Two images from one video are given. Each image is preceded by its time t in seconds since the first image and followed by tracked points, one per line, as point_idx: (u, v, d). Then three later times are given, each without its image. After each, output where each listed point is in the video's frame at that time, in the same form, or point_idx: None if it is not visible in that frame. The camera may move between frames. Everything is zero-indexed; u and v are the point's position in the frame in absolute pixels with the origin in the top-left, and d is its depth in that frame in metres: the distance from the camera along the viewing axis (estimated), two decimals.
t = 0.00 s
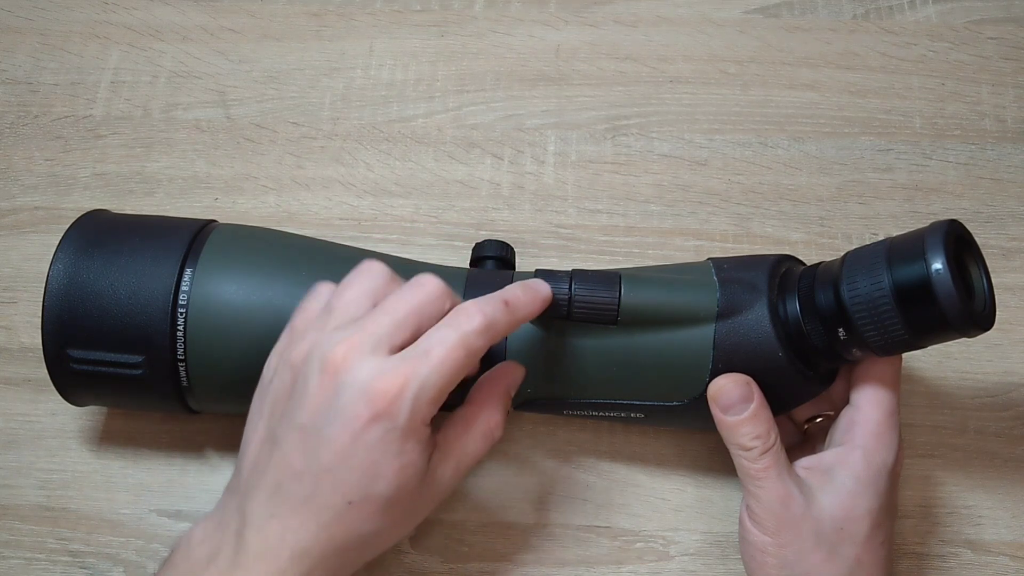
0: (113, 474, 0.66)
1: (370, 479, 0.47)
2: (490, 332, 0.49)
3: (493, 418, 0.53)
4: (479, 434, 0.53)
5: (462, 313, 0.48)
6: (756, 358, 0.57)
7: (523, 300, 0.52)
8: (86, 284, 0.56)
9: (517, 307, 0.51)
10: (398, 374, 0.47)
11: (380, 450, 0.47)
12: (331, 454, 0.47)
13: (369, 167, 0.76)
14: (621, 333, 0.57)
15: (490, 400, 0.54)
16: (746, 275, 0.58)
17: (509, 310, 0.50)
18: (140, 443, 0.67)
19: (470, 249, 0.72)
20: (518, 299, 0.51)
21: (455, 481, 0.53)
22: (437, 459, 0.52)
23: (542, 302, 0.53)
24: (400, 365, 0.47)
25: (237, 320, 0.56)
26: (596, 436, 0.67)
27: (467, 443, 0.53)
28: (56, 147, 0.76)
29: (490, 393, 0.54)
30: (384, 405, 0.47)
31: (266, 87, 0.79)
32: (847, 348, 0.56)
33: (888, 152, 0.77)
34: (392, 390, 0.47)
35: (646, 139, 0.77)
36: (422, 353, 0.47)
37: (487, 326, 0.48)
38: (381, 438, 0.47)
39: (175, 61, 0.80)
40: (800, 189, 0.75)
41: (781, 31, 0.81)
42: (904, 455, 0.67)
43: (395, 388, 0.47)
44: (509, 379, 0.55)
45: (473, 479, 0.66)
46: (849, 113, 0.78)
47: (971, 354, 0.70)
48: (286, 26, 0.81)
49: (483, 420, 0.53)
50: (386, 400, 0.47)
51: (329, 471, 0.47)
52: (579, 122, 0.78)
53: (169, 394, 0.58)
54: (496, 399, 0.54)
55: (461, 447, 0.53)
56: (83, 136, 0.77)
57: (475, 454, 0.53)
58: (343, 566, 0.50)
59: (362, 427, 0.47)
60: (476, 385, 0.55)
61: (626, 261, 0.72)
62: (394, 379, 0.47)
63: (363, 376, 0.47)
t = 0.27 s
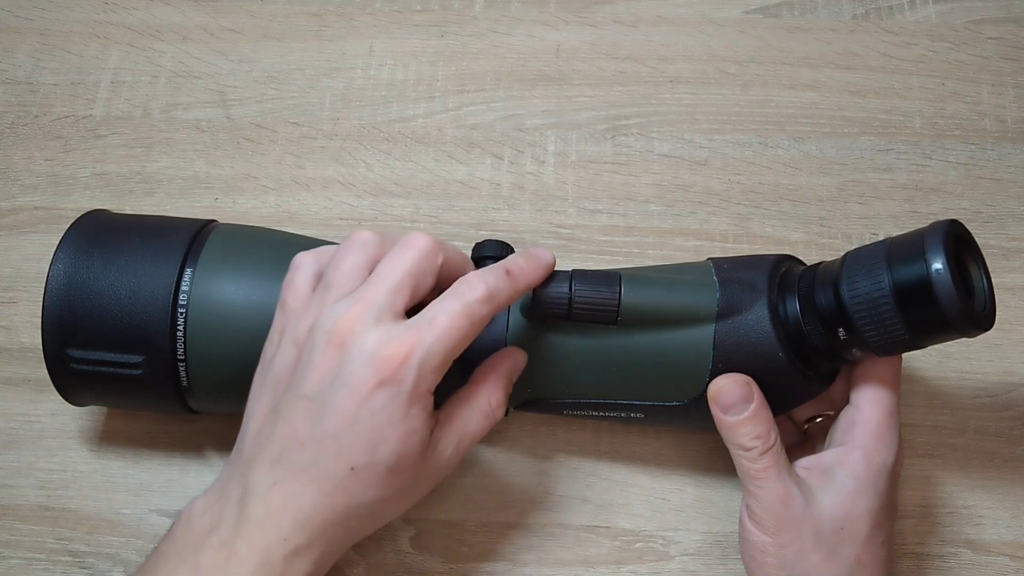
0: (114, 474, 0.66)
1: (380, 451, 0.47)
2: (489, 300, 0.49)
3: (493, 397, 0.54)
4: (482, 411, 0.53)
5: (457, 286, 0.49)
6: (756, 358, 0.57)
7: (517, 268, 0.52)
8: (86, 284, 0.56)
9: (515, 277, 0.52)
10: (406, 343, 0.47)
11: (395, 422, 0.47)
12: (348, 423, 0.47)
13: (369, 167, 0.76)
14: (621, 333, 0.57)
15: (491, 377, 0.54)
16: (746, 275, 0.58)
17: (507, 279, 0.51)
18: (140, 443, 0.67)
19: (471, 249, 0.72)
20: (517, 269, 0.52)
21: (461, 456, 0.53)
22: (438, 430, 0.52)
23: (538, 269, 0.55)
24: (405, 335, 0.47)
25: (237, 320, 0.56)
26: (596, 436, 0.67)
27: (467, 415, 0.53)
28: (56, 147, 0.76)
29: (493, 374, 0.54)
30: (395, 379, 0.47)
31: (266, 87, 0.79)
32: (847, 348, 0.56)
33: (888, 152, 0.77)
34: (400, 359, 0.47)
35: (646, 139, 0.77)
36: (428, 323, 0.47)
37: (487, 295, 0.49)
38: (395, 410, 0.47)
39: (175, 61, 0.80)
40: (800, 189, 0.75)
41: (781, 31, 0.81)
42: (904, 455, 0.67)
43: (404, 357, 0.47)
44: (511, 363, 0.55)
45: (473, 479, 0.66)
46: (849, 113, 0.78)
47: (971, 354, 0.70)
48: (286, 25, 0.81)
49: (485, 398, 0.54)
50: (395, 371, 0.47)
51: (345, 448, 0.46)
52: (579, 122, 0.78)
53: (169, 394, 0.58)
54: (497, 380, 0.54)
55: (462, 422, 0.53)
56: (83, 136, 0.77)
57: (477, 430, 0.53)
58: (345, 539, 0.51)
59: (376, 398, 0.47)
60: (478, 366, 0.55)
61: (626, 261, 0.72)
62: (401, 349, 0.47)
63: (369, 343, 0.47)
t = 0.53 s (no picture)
0: (114, 474, 0.66)
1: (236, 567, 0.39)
2: (208, 426, 0.37)
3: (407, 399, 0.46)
4: (370, 503, 0.41)
5: (198, 387, 0.38)
6: (756, 358, 0.57)
7: (258, 350, 0.37)
8: (86, 284, 0.56)
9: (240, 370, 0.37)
10: (191, 455, 0.37)
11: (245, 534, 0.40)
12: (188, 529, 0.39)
13: (369, 167, 0.76)
14: (621, 333, 0.57)
15: (370, 460, 0.41)
16: (746, 275, 0.58)
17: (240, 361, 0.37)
18: (140, 443, 0.67)
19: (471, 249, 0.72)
20: (245, 347, 0.37)
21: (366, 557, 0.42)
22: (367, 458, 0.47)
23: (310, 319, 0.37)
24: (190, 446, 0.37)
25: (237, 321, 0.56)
26: (596, 436, 0.67)
27: (348, 509, 0.42)
28: (56, 147, 0.76)
29: (377, 455, 0.41)
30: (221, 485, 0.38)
31: (266, 87, 0.79)
32: (847, 348, 0.56)
33: (888, 152, 0.77)
34: (209, 468, 0.38)
35: (646, 139, 0.77)
36: (200, 432, 0.37)
37: (267, 338, 0.37)
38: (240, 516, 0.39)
39: (175, 61, 0.80)
40: (800, 189, 0.75)
41: (781, 31, 0.81)
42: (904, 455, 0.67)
43: (214, 464, 0.38)
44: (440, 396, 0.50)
45: (473, 479, 0.66)
46: (849, 113, 0.78)
47: (971, 354, 0.70)
48: (286, 26, 0.82)
49: (370, 486, 0.41)
50: (217, 480, 0.38)
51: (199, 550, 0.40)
52: (579, 122, 0.78)
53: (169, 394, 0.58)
54: (382, 458, 0.41)
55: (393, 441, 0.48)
56: (83, 136, 0.77)
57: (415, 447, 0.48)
58: None
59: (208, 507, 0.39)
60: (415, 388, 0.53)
61: (626, 261, 0.72)
62: (194, 464, 0.38)
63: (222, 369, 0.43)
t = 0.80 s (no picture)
0: (114, 474, 0.66)
1: None
2: (166, 544, 0.34)
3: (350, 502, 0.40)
4: None
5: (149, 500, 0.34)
6: (756, 359, 0.57)
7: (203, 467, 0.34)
8: (86, 284, 0.56)
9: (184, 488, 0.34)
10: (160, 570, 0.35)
11: None
12: None
13: (369, 167, 0.76)
14: (621, 333, 0.57)
15: (334, 551, 0.38)
16: (746, 275, 0.58)
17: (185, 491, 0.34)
18: (140, 443, 0.67)
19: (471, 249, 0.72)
20: (183, 466, 0.34)
21: None
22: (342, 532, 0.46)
23: (245, 422, 0.35)
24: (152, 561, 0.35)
25: (237, 321, 0.57)
26: (596, 436, 0.67)
27: None
28: (56, 147, 0.76)
29: (341, 553, 0.38)
30: None
31: (266, 87, 0.79)
32: (847, 348, 0.56)
33: (888, 152, 0.77)
34: None
35: (646, 139, 0.77)
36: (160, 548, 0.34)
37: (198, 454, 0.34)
38: None
39: (175, 61, 0.80)
40: (800, 189, 0.75)
41: (781, 31, 0.81)
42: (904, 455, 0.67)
43: None
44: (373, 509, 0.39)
45: (473, 479, 0.66)
46: (849, 113, 0.78)
47: (971, 354, 0.70)
48: (286, 25, 0.81)
49: None
50: None
51: None
52: (579, 122, 0.78)
53: (169, 394, 0.58)
54: (346, 552, 0.38)
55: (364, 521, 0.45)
56: (83, 136, 0.77)
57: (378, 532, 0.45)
58: None
59: None
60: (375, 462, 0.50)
61: (626, 260, 0.72)
62: None
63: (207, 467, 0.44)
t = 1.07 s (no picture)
0: (114, 474, 0.66)
1: None
2: (294, 453, 0.46)
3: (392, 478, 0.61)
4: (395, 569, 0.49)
5: (292, 415, 0.47)
6: (756, 359, 0.57)
7: (331, 394, 0.47)
8: (86, 283, 0.56)
9: (320, 412, 0.46)
10: (279, 478, 0.46)
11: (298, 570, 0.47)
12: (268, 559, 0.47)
13: (370, 167, 0.76)
14: (621, 333, 0.57)
15: (402, 525, 0.50)
16: (746, 276, 0.58)
17: (317, 414, 0.46)
18: (140, 443, 0.67)
19: (471, 249, 0.72)
20: (321, 393, 0.47)
21: None
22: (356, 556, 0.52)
23: (364, 373, 0.48)
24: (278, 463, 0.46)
25: (237, 320, 0.57)
26: (596, 436, 0.67)
27: (377, 571, 0.49)
28: (56, 147, 0.76)
29: (406, 525, 0.50)
30: (288, 512, 0.47)
31: (266, 87, 0.79)
32: (847, 349, 0.56)
33: (888, 152, 0.77)
34: (288, 496, 0.46)
35: (646, 139, 0.77)
36: (292, 456, 0.46)
37: (328, 384, 0.47)
38: (298, 551, 0.47)
39: (175, 61, 0.80)
40: (799, 189, 0.75)
41: (781, 31, 0.81)
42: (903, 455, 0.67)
43: (291, 494, 0.46)
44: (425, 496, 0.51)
45: (473, 479, 0.66)
46: (849, 113, 0.78)
47: (971, 354, 0.70)
48: (286, 25, 0.81)
49: (398, 551, 0.49)
50: (288, 510, 0.46)
51: None
52: (579, 122, 0.78)
53: (169, 393, 0.58)
54: (411, 526, 0.50)
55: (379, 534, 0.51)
56: (83, 136, 0.77)
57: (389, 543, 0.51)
58: None
59: (286, 532, 0.47)
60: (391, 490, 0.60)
61: (626, 260, 0.72)
62: (279, 488, 0.46)
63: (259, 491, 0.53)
